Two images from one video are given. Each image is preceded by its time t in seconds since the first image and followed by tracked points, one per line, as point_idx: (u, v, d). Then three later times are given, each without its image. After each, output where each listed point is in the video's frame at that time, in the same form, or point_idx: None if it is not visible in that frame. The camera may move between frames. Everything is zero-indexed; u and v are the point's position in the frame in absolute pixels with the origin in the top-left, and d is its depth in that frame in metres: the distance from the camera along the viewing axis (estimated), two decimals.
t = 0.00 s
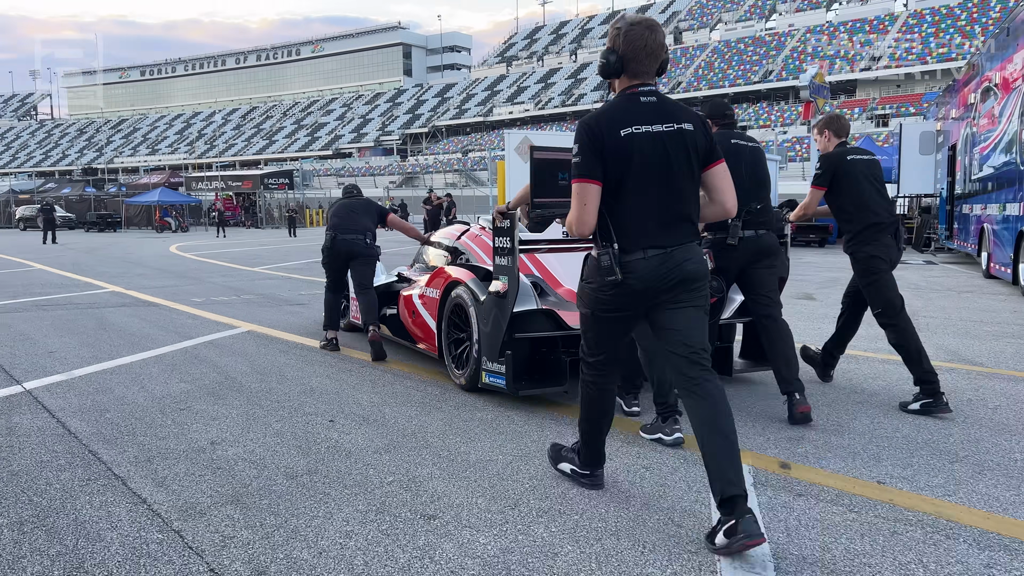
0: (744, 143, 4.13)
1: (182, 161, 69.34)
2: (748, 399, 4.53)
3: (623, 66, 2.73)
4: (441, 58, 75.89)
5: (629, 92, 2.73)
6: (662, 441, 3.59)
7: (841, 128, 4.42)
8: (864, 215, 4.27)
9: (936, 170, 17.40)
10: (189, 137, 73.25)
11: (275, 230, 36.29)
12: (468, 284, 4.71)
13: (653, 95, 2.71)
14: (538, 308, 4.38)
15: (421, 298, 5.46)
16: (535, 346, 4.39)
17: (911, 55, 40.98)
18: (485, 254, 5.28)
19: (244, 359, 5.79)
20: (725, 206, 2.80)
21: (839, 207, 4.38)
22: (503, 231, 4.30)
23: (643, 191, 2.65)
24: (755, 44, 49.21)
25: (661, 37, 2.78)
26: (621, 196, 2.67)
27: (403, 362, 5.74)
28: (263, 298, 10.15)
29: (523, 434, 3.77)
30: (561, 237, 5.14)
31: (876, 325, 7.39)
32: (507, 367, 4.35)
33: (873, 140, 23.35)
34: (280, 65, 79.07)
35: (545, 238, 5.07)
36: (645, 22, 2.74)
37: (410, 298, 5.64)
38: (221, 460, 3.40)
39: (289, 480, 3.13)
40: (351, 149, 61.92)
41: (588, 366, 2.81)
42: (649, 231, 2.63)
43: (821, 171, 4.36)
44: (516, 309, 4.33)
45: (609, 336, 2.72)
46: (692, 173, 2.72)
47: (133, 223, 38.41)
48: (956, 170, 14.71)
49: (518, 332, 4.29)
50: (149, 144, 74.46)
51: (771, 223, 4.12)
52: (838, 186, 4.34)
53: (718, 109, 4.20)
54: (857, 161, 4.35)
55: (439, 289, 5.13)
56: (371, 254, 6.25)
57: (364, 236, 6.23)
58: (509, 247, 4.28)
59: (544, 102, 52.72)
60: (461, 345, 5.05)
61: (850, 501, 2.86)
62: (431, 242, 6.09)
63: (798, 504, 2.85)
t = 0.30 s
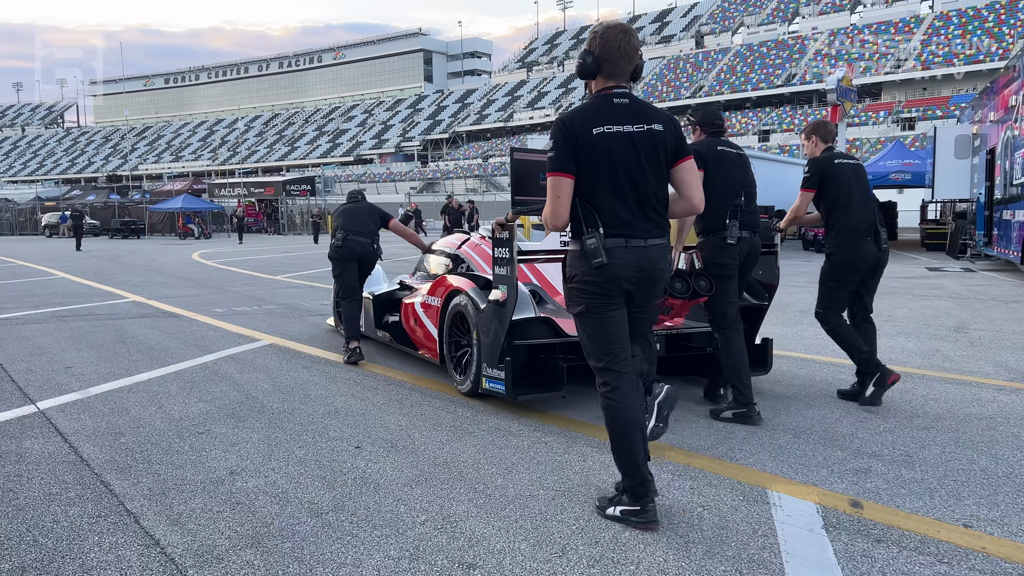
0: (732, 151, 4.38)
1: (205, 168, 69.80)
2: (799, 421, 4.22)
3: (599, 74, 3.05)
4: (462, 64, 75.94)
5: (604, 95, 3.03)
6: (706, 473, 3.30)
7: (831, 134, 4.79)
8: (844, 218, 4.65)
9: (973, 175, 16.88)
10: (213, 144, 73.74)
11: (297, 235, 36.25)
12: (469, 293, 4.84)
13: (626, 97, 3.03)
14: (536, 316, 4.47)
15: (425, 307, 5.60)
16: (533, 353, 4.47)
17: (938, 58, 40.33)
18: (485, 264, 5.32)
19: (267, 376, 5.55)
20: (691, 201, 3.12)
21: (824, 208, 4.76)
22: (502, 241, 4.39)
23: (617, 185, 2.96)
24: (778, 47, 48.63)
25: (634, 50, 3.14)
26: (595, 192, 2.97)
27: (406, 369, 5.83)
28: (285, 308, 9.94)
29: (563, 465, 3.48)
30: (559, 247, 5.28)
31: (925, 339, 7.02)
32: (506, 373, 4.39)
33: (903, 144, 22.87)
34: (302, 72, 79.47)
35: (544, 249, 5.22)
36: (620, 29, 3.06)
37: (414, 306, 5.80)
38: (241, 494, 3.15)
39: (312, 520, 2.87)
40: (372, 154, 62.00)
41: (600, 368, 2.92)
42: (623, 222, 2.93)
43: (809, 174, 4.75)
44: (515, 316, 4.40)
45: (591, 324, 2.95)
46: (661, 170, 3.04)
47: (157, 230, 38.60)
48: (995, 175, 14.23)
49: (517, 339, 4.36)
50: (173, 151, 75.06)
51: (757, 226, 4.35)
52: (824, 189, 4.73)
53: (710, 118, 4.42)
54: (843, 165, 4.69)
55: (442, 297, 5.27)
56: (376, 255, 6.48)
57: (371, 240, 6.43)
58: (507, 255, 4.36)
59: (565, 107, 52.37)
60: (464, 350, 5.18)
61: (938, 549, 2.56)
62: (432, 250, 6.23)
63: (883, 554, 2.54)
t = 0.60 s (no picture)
0: (734, 151, 4.66)
1: (226, 172, 70.13)
2: (858, 436, 3.89)
3: (591, 97, 3.20)
4: (480, 68, 75.88)
5: (596, 117, 3.18)
6: (765, 493, 3.05)
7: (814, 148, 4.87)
8: (836, 226, 4.70)
9: (1007, 176, 16.37)
10: (233, 148, 74.07)
11: (317, 239, 36.17)
12: (472, 291, 4.94)
13: (615, 122, 3.17)
14: (537, 313, 4.55)
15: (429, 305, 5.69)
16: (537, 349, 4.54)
17: (961, 60, 39.68)
18: (486, 264, 5.60)
19: (290, 384, 5.30)
20: (671, 224, 3.24)
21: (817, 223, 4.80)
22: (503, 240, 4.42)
23: (604, 202, 3.07)
24: (798, 50, 48.05)
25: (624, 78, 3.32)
26: (584, 208, 3.08)
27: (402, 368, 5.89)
28: (308, 312, 9.73)
29: (610, 484, 3.21)
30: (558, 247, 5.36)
31: (976, 345, 6.68)
32: (507, 368, 4.52)
33: (932, 144, 22.40)
34: (321, 77, 79.79)
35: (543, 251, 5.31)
36: (613, 59, 3.26)
37: (418, 304, 5.91)
38: (268, 514, 2.91)
39: (343, 545, 2.62)
40: (391, 159, 61.93)
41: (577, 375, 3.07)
42: (611, 237, 3.04)
43: (800, 192, 4.81)
44: (517, 313, 4.48)
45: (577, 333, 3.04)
46: (646, 191, 3.17)
47: (178, 234, 38.68)
48: None
49: (518, 336, 4.45)
50: (194, 155, 75.52)
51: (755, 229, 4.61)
52: (817, 203, 4.76)
53: (719, 116, 4.63)
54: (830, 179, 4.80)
55: (446, 295, 5.37)
56: (380, 254, 6.69)
57: (375, 241, 6.59)
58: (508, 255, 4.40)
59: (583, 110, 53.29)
60: (465, 346, 5.30)
61: None
62: (437, 252, 6.40)
63: None
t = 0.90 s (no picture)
0: (727, 165, 4.80)
1: (245, 175, 70.38)
2: (923, 457, 3.59)
3: (570, 104, 3.38)
4: (497, 70, 75.78)
5: (577, 123, 3.37)
6: (835, 524, 2.82)
7: (801, 145, 5.09)
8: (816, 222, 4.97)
9: None
10: (252, 152, 74.35)
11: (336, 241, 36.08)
12: (471, 293, 5.11)
13: (597, 125, 3.35)
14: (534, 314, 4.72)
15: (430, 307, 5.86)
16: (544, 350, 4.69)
17: (985, 59, 39.02)
18: (485, 267, 5.76)
19: (313, 396, 5.06)
20: (654, 218, 3.38)
21: (800, 215, 5.04)
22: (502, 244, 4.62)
23: (585, 203, 3.26)
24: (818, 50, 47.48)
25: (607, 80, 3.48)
26: (568, 207, 3.27)
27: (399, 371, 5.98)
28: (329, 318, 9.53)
29: (662, 514, 2.94)
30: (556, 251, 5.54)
31: None
32: (506, 368, 4.69)
33: (962, 145, 21.92)
34: (340, 80, 80.06)
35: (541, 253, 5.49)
36: (593, 64, 3.41)
37: (420, 306, 6.08)
38: (292, 548, 2.68)
39: None
40: (408, 161, 61.83)
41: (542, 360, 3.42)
42: (591, 235, 3.23)
43: (783, 186, 5.04)
44: (515, 314, 4.65)
45: (562, 320, 3.30)
46: (627, 189, 3.33)
47: (197, 237, 38.78)
48: None
49: (517, 336, 4.61)
50: (214, 159, 75.91)
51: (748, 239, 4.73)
52: (798, 198, 5.01)
53: (708, 134, 4.79)
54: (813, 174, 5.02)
55: (446, 297, 5.55)
56: (379, 260, 6.72)
57: (374, 248, 6.69)
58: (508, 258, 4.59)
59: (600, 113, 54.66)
60: (466, 346, 5.47)
61: None
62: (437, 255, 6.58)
63: None
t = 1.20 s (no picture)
0: (710, 159, 4.97)
1: (262, 177, 70.55)
2: (995, 473, 3.29)
3: (541, 105, 3.56)
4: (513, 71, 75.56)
5: (548, 123, 3.56)
6: (906, 550, 2.55)
7: (796, 154, 5.22)
8: (801, 229, 5.08)
9: None
10: (269, 153, 74.51)
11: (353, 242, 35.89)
12: (467, 288, 5.28)
13: (567, 125, 3.54)
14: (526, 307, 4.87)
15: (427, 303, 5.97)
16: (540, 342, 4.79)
17: (1009, 57, 38.33)
18: (481, 264, 5.65)
19: (332, 401, 4.83)
20: (623, 210, 3.59)
21: (789, 220, 5.19)
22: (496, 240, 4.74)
23: (557, 199, 3.45)
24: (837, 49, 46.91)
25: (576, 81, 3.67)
26: (541, 203, 3.46)
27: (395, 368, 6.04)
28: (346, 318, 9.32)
29: (716, 538, 2.67)
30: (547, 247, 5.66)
31: None
32: (500, 360, 4.83)
33: (991, 142, 21.38)
34: (356, 81, 80.15)
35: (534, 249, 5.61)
36: (561, 67, 3.57)
37: (416, 302, 6.18)
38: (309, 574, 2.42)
39: None
40: (424, 163, 61.59)
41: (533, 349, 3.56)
42: (564, 228, 3.42)
43: (774, 191, 5.20)
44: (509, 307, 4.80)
45: (538, 310, 3.48)
46: (596, 184, 3.53)
47: (215, 237, 38.83)
48: None
49: (511, 329, 4.83)
50: (231, 160, 76.15)
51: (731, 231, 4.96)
52: (787, 205, 5.17)
53: (693, 129, 4.90)
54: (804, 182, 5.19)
55: (442, 293, 5.68)
56: (376, 255, 6.85)
57: (375, 242, 6.84)
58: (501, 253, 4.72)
59: (616, 113, 54.56)
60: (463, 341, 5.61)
61: None
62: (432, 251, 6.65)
63: None
